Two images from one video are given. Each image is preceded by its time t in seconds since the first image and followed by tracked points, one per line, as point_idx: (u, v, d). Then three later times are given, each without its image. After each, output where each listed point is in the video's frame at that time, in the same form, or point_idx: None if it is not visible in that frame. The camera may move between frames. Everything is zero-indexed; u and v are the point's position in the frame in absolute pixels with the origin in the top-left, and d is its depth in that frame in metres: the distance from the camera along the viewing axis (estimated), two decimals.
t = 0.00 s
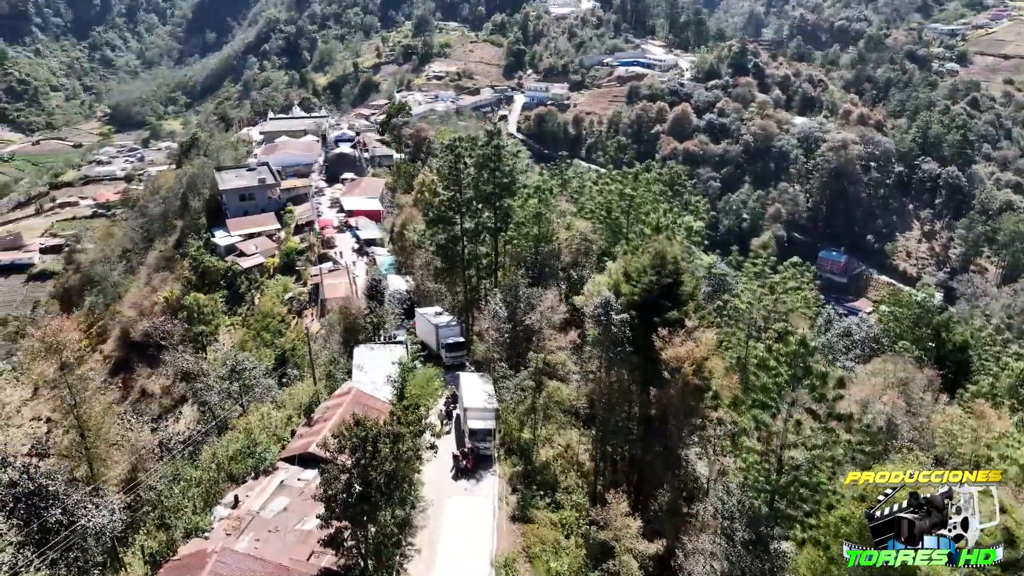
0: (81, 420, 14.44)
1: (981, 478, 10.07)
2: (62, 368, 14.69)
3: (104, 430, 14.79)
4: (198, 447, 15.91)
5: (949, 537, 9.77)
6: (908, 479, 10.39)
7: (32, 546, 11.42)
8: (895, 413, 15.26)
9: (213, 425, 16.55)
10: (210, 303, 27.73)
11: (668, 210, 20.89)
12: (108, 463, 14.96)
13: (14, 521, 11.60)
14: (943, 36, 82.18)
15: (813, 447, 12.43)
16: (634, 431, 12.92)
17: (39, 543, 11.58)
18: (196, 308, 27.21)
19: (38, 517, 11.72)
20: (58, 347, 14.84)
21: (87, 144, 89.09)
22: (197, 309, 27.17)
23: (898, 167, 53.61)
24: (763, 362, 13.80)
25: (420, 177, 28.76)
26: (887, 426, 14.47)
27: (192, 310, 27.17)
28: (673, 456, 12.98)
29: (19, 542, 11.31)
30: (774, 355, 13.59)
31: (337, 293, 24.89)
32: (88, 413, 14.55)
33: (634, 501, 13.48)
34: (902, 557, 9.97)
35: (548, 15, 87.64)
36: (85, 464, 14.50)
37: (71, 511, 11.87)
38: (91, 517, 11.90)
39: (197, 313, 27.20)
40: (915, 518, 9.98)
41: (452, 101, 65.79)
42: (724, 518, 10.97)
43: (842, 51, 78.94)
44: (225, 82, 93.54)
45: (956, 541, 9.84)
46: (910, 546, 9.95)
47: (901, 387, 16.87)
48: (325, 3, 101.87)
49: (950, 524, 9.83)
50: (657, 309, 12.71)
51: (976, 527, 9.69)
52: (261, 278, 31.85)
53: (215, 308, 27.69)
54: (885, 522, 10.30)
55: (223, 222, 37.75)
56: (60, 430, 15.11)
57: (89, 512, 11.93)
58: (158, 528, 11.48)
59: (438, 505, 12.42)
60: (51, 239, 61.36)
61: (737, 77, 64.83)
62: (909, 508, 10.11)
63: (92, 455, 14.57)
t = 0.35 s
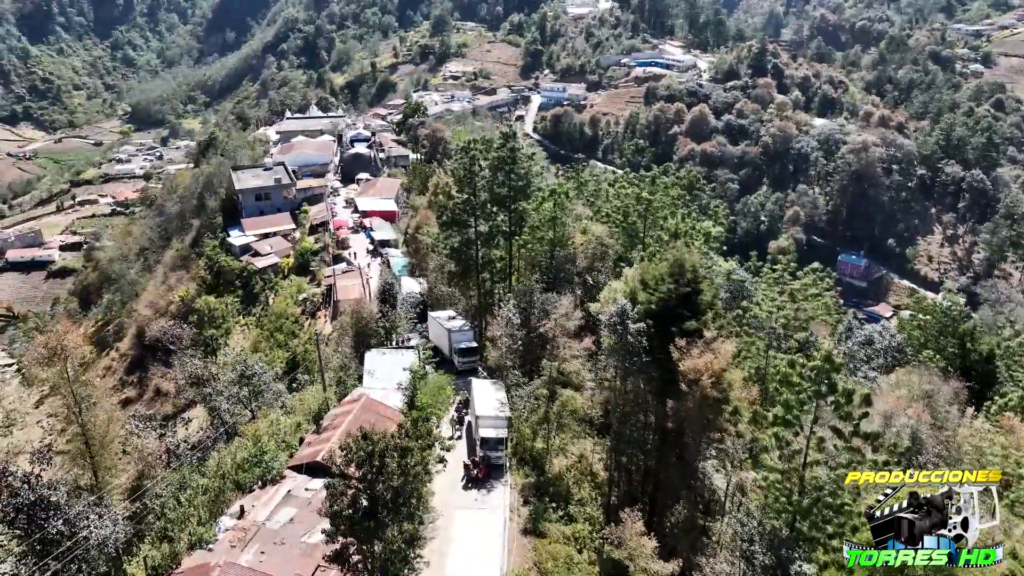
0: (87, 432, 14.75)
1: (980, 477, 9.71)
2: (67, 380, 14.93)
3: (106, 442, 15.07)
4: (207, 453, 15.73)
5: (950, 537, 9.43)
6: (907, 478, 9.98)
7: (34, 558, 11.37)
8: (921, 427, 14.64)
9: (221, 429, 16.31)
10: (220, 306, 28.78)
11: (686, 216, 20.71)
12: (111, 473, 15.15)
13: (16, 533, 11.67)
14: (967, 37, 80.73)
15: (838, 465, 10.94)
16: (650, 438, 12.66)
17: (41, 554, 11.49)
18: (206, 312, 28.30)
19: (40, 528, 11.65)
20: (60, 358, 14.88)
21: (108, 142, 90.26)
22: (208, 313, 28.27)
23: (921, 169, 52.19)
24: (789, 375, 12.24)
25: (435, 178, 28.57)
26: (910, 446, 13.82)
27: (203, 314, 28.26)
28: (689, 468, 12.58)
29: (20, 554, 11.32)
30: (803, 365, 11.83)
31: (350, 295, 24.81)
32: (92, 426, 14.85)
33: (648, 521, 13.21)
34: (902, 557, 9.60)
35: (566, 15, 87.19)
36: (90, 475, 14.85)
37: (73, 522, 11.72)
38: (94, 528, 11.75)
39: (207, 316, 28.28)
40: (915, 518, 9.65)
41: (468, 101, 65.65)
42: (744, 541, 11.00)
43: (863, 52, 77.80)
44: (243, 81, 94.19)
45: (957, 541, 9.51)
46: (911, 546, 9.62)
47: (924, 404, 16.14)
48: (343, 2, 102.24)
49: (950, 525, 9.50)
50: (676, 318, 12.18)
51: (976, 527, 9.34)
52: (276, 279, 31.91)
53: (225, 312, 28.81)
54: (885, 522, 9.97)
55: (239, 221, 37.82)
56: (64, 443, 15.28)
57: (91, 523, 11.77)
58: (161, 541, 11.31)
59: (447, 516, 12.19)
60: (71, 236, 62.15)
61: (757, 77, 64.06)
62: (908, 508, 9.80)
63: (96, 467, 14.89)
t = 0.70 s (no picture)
0: (87, 442, 14.55)
1: (981, 478, 10.38)
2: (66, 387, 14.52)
3: (107, 451, 14.89)
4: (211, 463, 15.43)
5: (950, 537, 10.01)
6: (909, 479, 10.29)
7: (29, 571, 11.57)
8: (943, 438, 14.18)
9: (227, 436, 16.20)
10: (225, 309, 29.15)
11: (700, 222, 20.41)
12: (112, 481, 15.04)
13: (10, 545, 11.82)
14: (987, 37, 79.50)
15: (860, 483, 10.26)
16: (658, 445, 12.43)
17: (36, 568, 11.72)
18: (210, 314, 28.63)
19: (38, 541, 11.88)
20: (59, 365, 14.39)
21: (124, 141, 91.14)
22: (213, 316, 28.56)
23: (938, 171, 51.39)
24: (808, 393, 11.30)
25: (446, 180, 28.35)
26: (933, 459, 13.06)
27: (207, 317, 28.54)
28: (702, 480, 12.24)
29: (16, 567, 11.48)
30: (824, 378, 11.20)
31: (360, 297, 24.69)
32: (91, 435, 14.60)
33: (660, 535, 12.85)
34: (902, 557, 9.94)
35: (579, 15, 86.77)
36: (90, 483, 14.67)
37: (70, 535, 12.09)
38: (92, 542, 12.09)
39: (212, 319, 28.57)
40: (915, 519, 10.12)
41: (481, 101, 65.50)
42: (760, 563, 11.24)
43: (880, 52, 76.88)
44: (257, 80, 94.53)
45: (956, 541, 10.06)
46: (910, 546, 10.04)
47: (947, 418, 15.37)
48: (357, 2, 102.38)
49: (949, 525, 10.06)
50: (689, 327, 11.79)
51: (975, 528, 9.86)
52: (287, 279, 32.00)
53: (230, 313, 29.18)
54: (885, 523, 10.18)
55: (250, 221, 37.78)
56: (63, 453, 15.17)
57: (89, 538, 12.14)
58: (159, 557, 11.01)
59: (455, 528, 11.92)
60: (86, 235, 62.59)
61: (772, 78, 63.38)
62: (908, 508, 10.20)
63: (97, 476, 14.73)
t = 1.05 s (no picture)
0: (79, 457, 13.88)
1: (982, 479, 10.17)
2: (60, 399, 13.72)
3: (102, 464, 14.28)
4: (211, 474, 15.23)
5: (949, 537, 9.91)
6: (909, 479, 9.87)
7: None
8: (960, 450, 13.79)
9: (228, 445, 15.87)
10: (226, 313, 28.73)
11: (710, 227, 20.05)
12: (108, 493, 14.51)
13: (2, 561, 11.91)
14: (999, 37, 78.58)
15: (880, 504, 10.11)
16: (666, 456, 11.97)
17: None
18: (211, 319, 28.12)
19: (27, 558, 11.88)
20: (53, 376, 13.56)
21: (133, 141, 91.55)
22: (214, 321, 28.11)
23: (951, 173, 50.62)
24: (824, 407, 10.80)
25: (452, 181, 28.11)
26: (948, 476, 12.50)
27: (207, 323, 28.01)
28: (712, 497, 11.86)
29: None
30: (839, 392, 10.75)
31: (365, 300, 24.50)
32: (84, 449, 13.93)
33: (670, 553, 12.48)
34: (902, 557, 9.75)
35: (588, 15, 86.31)
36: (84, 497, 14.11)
37: (61, 552, 12.02)
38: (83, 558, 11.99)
39: (213, 324, 28.11)
40: (915, 518, 10.02)
41: (489, 101, 65.28)
42: None
43: (891, 52, 76.16)
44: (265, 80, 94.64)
45: (957, 541, 10.00)
46: (910, 546, 9.96)
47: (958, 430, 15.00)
48: (365, 2, 102.30)
49: (950, 524, 9.97)
50: (699, 336, 11.53)
51: (976, 528, 9.76)
52: (292, 281, 31.91)
53: (231, 318, 28.79)
54: (885, 522, 9.96)
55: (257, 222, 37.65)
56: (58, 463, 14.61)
57: (81, 554, 12.08)
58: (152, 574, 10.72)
59: (458, 542, 11.67)
60: (94, 234, 62.79)
61: (782, 78, 62.78)
62: (908, 508, 10.09)
63: (91, 489, 14.18)
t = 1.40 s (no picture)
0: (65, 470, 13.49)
1: (980, 479, 10.69)
2: (47, 410, 13.40)
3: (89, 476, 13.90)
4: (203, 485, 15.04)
5: (950, 537, 10.44)
6: (909, 480, 9.96)
7: None
8: (972, 461, 13.47)
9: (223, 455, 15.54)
10: (221, 318, 29.32)
11: (716, 232, 19.73)
12: (94, 507, 14.13)
13: None
14: (1005, 37, 78.14)
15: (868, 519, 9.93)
16: (667, 468, 11.52)
17: None
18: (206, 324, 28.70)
19: None
20: (39, 386, 13.22)
21: (136, 140, 91.50)
22: (209, 327, 28.65)
23: (956, 174, 50.64)
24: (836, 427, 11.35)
25: (454, 184, 27.95)
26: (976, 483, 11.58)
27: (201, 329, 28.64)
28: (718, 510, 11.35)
29: None
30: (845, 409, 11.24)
31: (365, 303, 24.26)
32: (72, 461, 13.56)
33: (673, 564, 11.73)
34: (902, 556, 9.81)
35: (591, 15, 85.96)
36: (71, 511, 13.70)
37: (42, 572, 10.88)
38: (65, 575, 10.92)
39: (207, 330, 28.62)
40: (916, 519, 10.13)
41: (492, 101, 65.07)
42: None
43: (896, 53, 75.77)
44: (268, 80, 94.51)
45: (957, 540, 10.59)
46: (911, 546, 10.11)
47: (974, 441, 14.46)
48: (368, 3, 102.21)
49: (950, 525, 10.48)
50: (706, 346, 11.16)
51: (975, 527, 10.36)
52: (292, 282, 31.65)
53: (226, 322, 29.22)
54: (886, 522, 9.91)
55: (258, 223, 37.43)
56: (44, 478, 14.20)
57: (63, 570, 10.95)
58: None
59: (455, 557, 11.41)
60: (96, 235, 62.59)
61: (786, 79, 62.37)
62: (910, 509, 10.13)
63: (77, 503, 13.75)
